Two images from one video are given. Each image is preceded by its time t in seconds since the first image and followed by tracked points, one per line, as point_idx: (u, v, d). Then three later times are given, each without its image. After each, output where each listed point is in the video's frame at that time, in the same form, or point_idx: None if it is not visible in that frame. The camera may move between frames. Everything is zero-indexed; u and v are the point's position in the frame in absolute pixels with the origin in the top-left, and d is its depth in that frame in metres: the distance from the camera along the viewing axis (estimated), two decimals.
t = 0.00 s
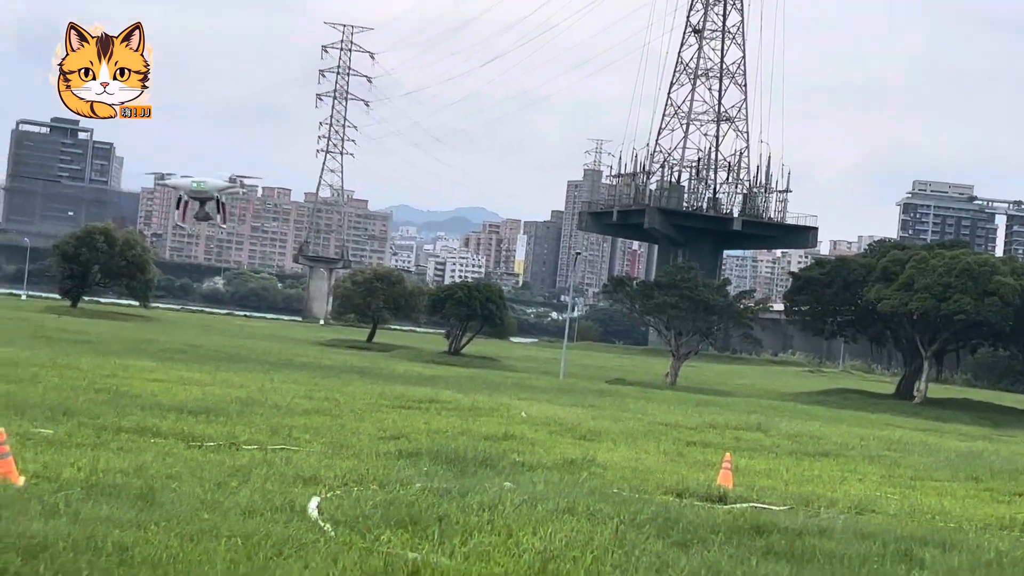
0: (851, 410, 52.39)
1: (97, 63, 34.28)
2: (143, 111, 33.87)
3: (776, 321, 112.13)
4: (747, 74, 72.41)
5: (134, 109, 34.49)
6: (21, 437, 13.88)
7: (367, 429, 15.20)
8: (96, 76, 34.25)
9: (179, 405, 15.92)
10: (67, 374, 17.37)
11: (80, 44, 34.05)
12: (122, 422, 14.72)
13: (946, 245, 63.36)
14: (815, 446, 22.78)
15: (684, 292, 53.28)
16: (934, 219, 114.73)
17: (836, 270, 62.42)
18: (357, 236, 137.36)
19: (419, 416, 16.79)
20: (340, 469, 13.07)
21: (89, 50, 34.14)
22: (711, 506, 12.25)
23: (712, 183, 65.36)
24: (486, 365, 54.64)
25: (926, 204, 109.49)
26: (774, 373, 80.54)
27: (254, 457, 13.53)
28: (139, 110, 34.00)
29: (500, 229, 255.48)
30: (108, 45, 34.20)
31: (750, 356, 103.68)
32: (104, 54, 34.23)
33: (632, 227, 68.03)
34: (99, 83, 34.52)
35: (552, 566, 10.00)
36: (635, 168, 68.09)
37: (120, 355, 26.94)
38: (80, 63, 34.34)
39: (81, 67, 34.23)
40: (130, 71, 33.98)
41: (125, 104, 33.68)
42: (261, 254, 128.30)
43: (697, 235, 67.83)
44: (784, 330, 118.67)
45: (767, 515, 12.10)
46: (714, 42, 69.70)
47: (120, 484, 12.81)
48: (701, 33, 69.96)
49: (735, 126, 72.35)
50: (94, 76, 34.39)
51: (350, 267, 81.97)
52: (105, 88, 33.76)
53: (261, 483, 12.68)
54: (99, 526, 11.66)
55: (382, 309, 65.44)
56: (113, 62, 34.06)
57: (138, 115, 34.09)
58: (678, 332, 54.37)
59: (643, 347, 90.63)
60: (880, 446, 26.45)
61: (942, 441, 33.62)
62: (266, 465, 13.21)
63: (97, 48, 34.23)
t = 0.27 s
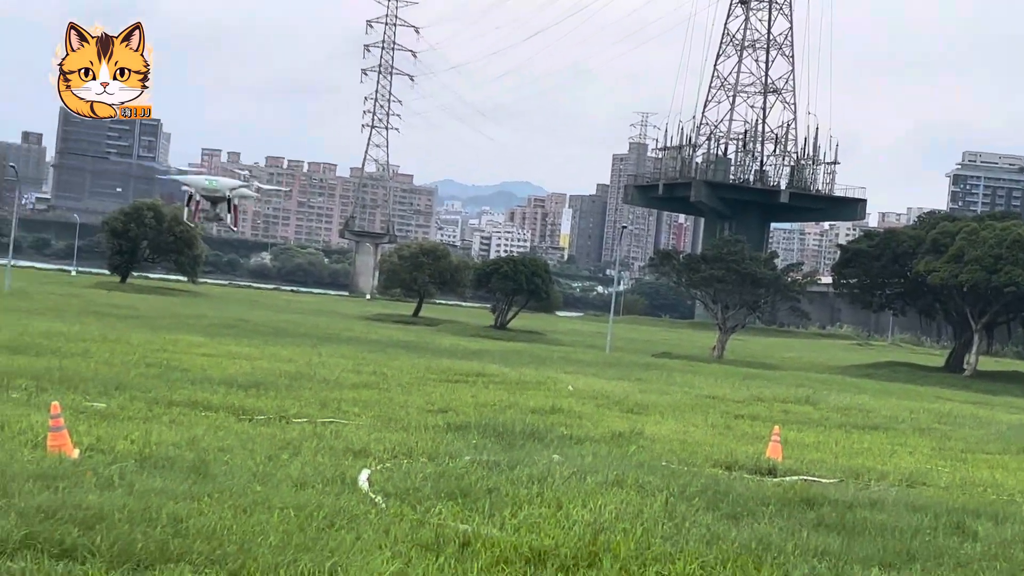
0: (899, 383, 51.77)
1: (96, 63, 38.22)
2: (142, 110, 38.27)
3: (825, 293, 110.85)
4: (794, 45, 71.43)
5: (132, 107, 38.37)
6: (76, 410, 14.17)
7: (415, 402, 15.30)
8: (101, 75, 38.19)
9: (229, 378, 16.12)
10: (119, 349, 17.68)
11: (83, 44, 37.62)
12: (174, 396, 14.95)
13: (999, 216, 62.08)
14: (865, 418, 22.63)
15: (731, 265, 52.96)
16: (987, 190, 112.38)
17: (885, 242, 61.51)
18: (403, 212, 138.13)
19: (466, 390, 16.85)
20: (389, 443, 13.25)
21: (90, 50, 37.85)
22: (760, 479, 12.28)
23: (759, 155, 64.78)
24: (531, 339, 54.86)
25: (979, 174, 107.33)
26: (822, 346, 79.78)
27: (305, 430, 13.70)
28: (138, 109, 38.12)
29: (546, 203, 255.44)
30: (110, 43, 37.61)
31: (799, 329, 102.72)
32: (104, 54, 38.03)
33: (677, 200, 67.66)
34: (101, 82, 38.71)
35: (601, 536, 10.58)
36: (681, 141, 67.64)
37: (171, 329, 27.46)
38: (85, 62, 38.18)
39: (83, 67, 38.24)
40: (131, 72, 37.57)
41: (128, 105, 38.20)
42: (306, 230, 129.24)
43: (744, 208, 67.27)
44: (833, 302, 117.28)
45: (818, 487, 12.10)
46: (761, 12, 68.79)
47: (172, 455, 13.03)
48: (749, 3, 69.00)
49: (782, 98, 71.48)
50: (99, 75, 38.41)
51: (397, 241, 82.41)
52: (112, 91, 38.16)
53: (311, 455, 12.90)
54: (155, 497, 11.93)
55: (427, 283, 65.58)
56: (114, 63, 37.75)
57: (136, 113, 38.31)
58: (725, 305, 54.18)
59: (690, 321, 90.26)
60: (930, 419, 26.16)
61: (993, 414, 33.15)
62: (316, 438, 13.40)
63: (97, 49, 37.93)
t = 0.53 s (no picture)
0: (952, 353, 51.06)
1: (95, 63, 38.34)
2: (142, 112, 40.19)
3: (877, 262, 109.31)
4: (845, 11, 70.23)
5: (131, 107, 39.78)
6: (131, 381, 14.42)
7: (465, 372, 15.41)
8: (98, 76, 38.18)
9: (280, 350, 16.32)
10: (172, 322, 17.95)
11: (81, 45, 37.46)
12: (228, 367, 15.18)
13: None
14: (918, 388, 22.40)
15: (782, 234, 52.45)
16: None
17: (937, 210, 60.49)
18: (450, 184, 138.15)
19: (516, 361, 16.92)
20: (440, 413, 13.44)
21: (90, 50, 37.65)
22: (810, 449, 12.40)
23: (809, 123, 63.96)
24: (579, 310, 54.81)
25: None
26: (874, 316, 78.83)
27: (357, 401, 13.89)
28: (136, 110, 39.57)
29: (594, 173, 254.01)
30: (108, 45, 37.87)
31: (850, 299, 101.53)
32: (103, 54, 38.09)
33: (726, 169, 67.09)
34: (99, 82, 38.69)
35: (655, 505, 11.10)
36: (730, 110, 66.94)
37: (224, 301, 27.86)
38: (81, 63, 37.98)
39: (82, 68, 38.02)
40: (131, 72, 38.45)
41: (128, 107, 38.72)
42: (354, 202, 130.08)
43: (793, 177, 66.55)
44: (885, 271, 115.67)
45: (872, 457, 12.28)
46: None
47: (228, 426, 13.26)
48: None
49: (832, 65, 70.42)
50: (97, 76, 38.36)
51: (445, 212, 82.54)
52: (110, 93, 38.18)
53: (365, 425, 13.11)
54: (212, 467, 12.19)
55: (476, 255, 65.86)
56: (114, 63, 38.10)
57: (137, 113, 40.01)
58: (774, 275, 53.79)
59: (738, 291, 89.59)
60: (985, 388, 25.83)
61: None
62: (369, 408, 13.58)
63: (97, 48, 37.85)
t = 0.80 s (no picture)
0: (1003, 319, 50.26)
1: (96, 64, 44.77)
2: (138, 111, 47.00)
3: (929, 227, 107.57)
4: None
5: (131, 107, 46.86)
6: (187, 349, 14.69)
7: (515, 340, 15.48)
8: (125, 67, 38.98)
9: (331, 318, 16.55)
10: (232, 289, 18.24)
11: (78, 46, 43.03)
12: (280, 336, 15.37)
13: None
14: (976, 353, 22.16)
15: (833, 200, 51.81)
16: None
17: (990, 173, 59.27)
18: (499, 151, 138.10)
19: (566, 328, 17.01)
20: (493, 380, 13.57)
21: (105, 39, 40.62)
22: (865, 414, 12.40)
23: (860, 88, 62.99)
24: (628, 277, 54.79)
25: None
26: (926, 281, 77.76)
27: (409, 368, 14.04)
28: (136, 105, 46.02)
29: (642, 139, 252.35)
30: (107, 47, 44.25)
31: (901, 265, 100.16)
32: (103, 56, 44.65)
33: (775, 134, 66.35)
34: (100, 83, 45.59)
35: (709, 470, 11.14)
36: (779, 75, 66.08)
37: (276, 268, 28.22)
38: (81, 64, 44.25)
39: (82, 67, 44.51)
40: (131, 72, 45.01)
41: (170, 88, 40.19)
42: (403, 171, 130.72)
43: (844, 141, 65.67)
44: (937, 236, 113.77)
45: (928, 422, 12.21)
46: None
47: (283, 393, 13.45)
48: None
49: (883, 28, 69.20)
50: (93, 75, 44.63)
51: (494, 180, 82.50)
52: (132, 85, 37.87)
53: (418, 393, 13.27)
54: (267, 433, 12.35)
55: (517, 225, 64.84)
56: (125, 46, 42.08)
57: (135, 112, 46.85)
58: (824, 240, 53.25)
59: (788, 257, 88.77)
60: None
61: None
62: (422, 376, 13.73)
63: (96, 49, 44.06)
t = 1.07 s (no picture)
0: None
1: (97, 63, 30.74)
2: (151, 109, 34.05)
3: (982, 188, 105.74)
4: None
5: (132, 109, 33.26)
6: (239, 316, 14.86)
7: (563, 305, 15.52)
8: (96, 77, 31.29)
9: (381, 284, 16.64)
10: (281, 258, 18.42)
11: (81, 44, 29.52)
12: (330, 302, 15.51)
13: None
14: None
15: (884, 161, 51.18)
16: None
17: None
18: (545, 116, 136.75)
19: (615, 293, 16.95)
20: (543, 345, 13.68)
21: (89, 50, 30.01)
22: (918, 375, 12.38)
23: (910, 48, 62.11)
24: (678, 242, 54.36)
25: None
26: (977, 243, 76.62)
27: (459, 333, 14.17)
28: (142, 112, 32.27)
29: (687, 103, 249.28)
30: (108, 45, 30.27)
31: (953, 227, 98.62)
32: (105, 54, 30.39)
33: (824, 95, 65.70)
34: (98, 81, 31.50)
35: (763, 431, 11.19)
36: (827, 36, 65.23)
37: (321, 233, 28.14)
38: (79, 62, 30.40)
39: (81, 69, 30.49)
40: (132, 73, 31.00)
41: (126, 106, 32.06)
42: (447, 138, 129.95)
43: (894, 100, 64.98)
44: (989, 197, 111.80)
45: (982, 382, 12.18)
46: None
47: (336, 357, 13.62)
48: None
49: None
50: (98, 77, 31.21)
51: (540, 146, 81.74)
52: (108, 92, 31.38)
53: (468, 358, 13.40)
54: (321, 397, 12.52)
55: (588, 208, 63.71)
56: (113, 63, 30.77)
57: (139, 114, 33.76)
58: (875, 202, 52.72)
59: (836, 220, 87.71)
60: None
61: None
62: (472, 341, 13.86)
63: (97, 48, 30.09)
